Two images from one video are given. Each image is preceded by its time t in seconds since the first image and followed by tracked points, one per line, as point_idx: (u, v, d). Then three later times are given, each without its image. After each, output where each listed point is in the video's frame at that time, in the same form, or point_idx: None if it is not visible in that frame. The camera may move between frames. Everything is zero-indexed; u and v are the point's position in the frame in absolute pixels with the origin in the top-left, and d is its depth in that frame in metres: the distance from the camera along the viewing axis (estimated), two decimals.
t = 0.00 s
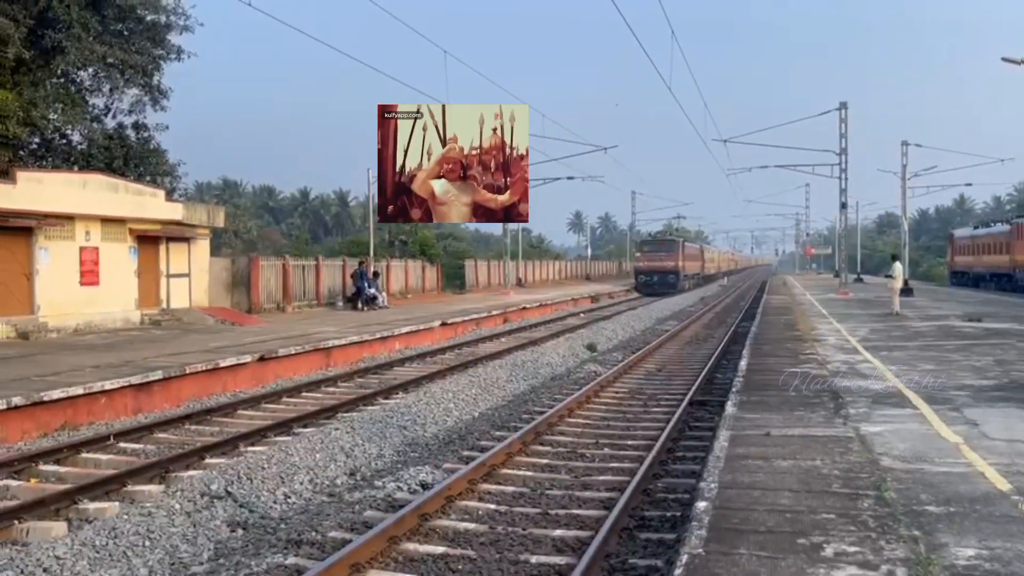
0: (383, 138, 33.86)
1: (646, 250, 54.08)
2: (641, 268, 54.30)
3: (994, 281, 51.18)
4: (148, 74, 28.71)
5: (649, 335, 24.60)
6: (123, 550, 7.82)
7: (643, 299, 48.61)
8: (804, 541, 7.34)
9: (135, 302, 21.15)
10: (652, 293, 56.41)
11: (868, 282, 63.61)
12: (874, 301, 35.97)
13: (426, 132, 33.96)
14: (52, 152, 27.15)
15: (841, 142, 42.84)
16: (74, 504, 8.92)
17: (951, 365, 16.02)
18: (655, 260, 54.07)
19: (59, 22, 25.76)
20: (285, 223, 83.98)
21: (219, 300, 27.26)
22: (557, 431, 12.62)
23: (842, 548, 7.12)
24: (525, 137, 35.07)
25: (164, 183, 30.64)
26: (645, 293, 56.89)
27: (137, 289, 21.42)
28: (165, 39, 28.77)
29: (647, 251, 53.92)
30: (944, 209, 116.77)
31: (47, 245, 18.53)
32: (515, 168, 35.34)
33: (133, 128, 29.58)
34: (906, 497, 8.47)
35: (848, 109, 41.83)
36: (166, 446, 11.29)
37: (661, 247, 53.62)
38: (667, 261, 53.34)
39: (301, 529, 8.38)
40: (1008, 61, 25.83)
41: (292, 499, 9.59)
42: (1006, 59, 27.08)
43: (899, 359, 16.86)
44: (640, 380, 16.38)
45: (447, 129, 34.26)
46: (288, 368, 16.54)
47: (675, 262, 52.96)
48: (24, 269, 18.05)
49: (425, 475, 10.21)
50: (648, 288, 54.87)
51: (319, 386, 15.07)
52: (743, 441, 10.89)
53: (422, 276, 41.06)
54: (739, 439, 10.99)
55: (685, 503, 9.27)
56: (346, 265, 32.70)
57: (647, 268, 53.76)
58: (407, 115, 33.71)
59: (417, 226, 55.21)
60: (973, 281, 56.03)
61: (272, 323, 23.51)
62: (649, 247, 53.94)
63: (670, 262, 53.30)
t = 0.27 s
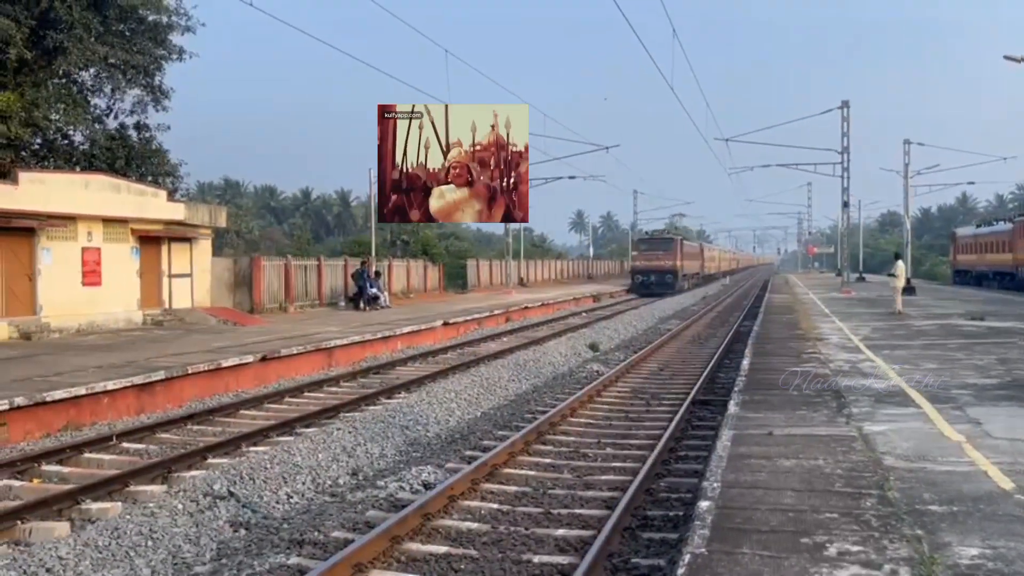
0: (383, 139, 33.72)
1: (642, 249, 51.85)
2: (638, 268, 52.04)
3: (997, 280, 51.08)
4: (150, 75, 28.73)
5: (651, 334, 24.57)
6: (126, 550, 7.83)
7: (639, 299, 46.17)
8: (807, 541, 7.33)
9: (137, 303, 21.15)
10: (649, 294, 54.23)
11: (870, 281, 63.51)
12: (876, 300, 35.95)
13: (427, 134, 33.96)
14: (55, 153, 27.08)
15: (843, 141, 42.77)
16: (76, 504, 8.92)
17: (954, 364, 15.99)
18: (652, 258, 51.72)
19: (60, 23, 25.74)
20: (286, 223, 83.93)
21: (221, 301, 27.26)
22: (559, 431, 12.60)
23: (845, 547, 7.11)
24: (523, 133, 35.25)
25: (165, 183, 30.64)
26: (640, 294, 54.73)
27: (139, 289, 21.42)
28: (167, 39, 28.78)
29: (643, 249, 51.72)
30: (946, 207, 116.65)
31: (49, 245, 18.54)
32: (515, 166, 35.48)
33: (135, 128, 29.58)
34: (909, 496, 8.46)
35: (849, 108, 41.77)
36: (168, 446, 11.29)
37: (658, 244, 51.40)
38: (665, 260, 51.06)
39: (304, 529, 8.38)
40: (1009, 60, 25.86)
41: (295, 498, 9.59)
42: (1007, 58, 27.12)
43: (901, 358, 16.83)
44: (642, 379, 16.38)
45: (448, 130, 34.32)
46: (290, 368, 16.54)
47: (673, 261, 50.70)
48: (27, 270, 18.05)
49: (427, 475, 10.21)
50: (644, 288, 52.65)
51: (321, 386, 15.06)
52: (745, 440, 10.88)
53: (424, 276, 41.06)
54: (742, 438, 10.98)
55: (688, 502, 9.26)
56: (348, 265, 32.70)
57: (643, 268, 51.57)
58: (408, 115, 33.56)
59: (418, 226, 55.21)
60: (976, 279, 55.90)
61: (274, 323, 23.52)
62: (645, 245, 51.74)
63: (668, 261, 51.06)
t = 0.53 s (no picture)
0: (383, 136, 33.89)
1: (640, 248, 49.61)
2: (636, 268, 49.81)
3: (1001, 278, 50.94)
4: (153, 75, 28.76)
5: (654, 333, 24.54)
6: (130, 550, 7.84)
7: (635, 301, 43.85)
8: (810, 540, 7.32)
9: (140, 303, 21.16)
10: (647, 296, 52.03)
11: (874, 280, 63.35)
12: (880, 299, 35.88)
13: (428, 133, 34.07)
14: (58, 153, 27.11)
15: (846, 139, 42.70)
16: (80, 504, 8.94)
17: (958, 363, 15.96)
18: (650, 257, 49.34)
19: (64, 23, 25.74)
20: (289, 222, 83.87)
21: (224, 300, 27.28)
22: (562, 430, 12.60)
23: (849, 547, 7.10)
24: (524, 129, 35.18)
25: (169, 183, 30.66)
26: (638, 295, 52.50)
27: (142, 289, 21.44)
28: (170, 39, 28.79)
29: (640, 249, 49.44)
30: (950, 206, 116.46)
31: (53, 245, 18.56)
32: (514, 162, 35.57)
33: (138, 128, 29.60)
34: (913, 495, 8.44)
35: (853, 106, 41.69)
36: (172, 446, 11.30)
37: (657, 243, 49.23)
38: (664, 260, 48.79)
39: (308, 529, 8.39)
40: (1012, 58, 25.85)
41: (298, 498, 9.60)
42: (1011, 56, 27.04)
43: (905, 357, 16.79)
44: (645, 379, 16.37)
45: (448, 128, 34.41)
46: (293, 368, 16.55)
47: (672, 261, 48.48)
48: (30, 270, 18.07)
49: (430, 475, 10.21)
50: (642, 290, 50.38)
51: (324, 386, 15.06)
52: (749, 439, 10.87)
53: (427, 275, 41.06)
54: (745, 438, 10.97)
55: (691, 501, 9.26)
56: (351, 264, 32.71)
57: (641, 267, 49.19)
58: (406, 114, 33.77)
59: (421, 226, 55.22)
60: (980, 278, 55.75)
61: (277, 322, 23.54)
62: (643, 244, 49.50)
63: (667, 261, 48.74)
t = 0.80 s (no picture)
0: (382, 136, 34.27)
1: (639, 247, 47.72)
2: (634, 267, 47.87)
3: (1008, 277, 50.78)
4: (159, 75, 28.81)
5: (659, 333, 24.54)
6: (136, 549, 7.86)
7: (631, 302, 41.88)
8: (816, 540, 7.31)
9: (146, 302, 21.20)
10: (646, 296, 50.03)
11: (880, 280, 63.22)
12: (884, 298, 35.75)
13: (428, 133, 34.49)
14: (64, 153, 27.17)
15: (851, 138, 42.59)
16: (86, 503, 8.97)
17: (965, 362, 15.92)
18: (649, 257, 47.42)
19: (70, 23, 25.78)
20: (294, 222, 83.96)
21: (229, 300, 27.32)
22: (567, 430, 12.59)
23: (855, 546, 7.09)
24: (521, 126, 35.75)
25: (174, 183, 30.71)
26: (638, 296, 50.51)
27: (148, 289, 21.47)
28: (175, 39, 28.83)
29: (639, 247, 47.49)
30: (956, 204, 116.16)
31: (59, 245, 18.61)
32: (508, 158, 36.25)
33: (144, 128, 29.65)
34: (919, 495, 8.43)
35: (858, 104, 41.59)
36: (178, 445, 11.32)
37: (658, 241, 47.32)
38: (663, 259, 46.91)
39: (313, 528, 8.41)
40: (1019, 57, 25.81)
41: (304, 497, 9.62)
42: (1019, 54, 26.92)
43: (912, 356, 16.76)
44: (651, 378, 16.36)
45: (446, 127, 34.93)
46: (298, 367, 16.57)
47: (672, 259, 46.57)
48: (37, 270, 18.12)
49: (435, 474, 10.22)
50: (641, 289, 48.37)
51: (329, 385, 15.08)
52: (754, 438, 10.86)
53: (431, 275, 41.10)
54: (751, 437, 10.95)
55: (697, 501, 9.26)
56: (356, 264, 32.74)
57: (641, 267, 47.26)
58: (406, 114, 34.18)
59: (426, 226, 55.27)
60: (987, 276, 55.57)
61: (282, 322, 23.57)
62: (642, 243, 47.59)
63: (666, 260, 46.83)
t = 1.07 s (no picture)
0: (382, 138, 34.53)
1: (641, 245, 45.35)
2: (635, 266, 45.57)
3: (1018, 276, 50.53)
4: (167, 75, 28.88)
5: (667, 332, 24.50)
6: (144, 548, 7.89)
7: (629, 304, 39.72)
8: (823, 540, 7.30)
9: (154, 302, 21.26)
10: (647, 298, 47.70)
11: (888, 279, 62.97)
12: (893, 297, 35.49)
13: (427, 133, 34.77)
14: (73, 153, 27.27)
15: (860, 136, 42.44)
16: (95, 501, 9.01)
17: (974, 361, 15.86)
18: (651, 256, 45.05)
19: (78, 24, 25.88)
20: (302, 221, 84.06)
21: (237, 300, 27.38)
22: (574, 429, 12.59)
23: (862, 546, 7.08)
24: (519, 125, 35.90)
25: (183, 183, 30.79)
26: (638, 296, 48.18)
27: (156, 288, 21.54)
28: (183, 39, 28.89)
29: (640, 245, 45.21)
30: (966, 203, 115.66)
31: (68, 245, 18.69)
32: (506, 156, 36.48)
33: (152, 128, 29.71)
34: (927, 495, 8.41)
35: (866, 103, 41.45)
36: (185, 444, 11.36)
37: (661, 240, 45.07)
38: (665, 258, 44.65)
39: (320, 527, 8.43)
40: None
41: (311, 496, 9.65)
42: None
43: (920, 356, 16.70)
44: (658, 377, 16.34)
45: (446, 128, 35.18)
46: (305, 366, 16.60)
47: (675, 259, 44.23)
48: (46, 269, 18.20)
49: (442, 473, 10.23)
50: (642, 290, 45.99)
51: (336, 384, 15.11)
52: (762, 438, 10.85)
53: (438, 274, 41.12)
54: (758, 437, 10.93)
55: (704, 501, 9.25)
56: (362, 263, 32.78)
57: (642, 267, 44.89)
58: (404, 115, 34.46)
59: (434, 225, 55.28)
60: (996, 276, 55.30)
61: (290, 321, 23.61)
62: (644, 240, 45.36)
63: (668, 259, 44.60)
